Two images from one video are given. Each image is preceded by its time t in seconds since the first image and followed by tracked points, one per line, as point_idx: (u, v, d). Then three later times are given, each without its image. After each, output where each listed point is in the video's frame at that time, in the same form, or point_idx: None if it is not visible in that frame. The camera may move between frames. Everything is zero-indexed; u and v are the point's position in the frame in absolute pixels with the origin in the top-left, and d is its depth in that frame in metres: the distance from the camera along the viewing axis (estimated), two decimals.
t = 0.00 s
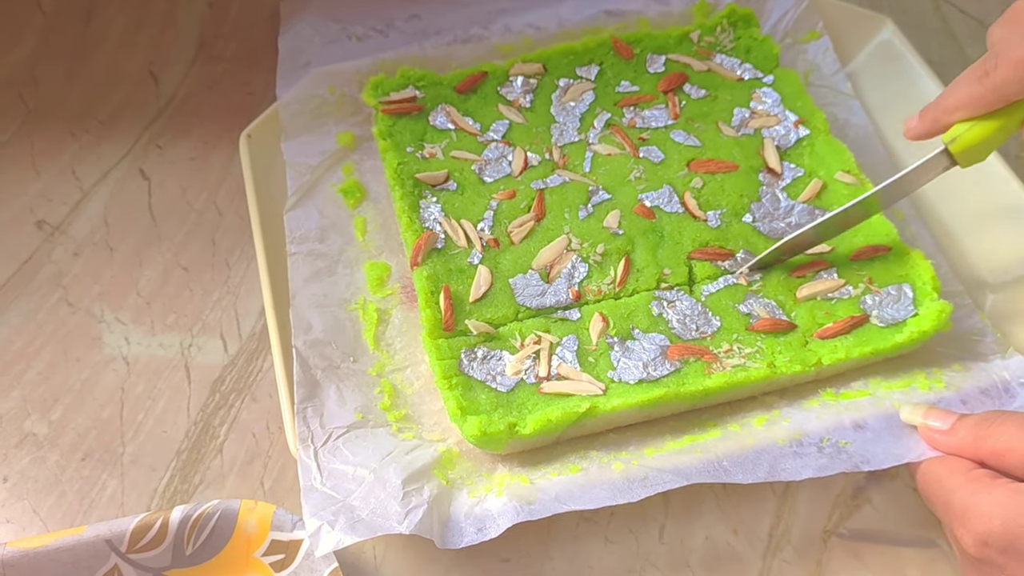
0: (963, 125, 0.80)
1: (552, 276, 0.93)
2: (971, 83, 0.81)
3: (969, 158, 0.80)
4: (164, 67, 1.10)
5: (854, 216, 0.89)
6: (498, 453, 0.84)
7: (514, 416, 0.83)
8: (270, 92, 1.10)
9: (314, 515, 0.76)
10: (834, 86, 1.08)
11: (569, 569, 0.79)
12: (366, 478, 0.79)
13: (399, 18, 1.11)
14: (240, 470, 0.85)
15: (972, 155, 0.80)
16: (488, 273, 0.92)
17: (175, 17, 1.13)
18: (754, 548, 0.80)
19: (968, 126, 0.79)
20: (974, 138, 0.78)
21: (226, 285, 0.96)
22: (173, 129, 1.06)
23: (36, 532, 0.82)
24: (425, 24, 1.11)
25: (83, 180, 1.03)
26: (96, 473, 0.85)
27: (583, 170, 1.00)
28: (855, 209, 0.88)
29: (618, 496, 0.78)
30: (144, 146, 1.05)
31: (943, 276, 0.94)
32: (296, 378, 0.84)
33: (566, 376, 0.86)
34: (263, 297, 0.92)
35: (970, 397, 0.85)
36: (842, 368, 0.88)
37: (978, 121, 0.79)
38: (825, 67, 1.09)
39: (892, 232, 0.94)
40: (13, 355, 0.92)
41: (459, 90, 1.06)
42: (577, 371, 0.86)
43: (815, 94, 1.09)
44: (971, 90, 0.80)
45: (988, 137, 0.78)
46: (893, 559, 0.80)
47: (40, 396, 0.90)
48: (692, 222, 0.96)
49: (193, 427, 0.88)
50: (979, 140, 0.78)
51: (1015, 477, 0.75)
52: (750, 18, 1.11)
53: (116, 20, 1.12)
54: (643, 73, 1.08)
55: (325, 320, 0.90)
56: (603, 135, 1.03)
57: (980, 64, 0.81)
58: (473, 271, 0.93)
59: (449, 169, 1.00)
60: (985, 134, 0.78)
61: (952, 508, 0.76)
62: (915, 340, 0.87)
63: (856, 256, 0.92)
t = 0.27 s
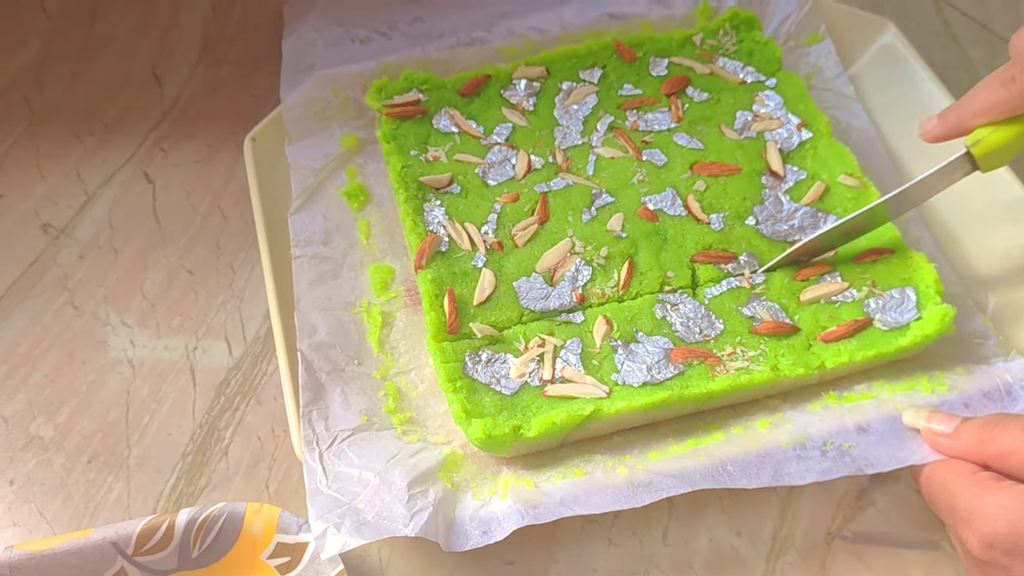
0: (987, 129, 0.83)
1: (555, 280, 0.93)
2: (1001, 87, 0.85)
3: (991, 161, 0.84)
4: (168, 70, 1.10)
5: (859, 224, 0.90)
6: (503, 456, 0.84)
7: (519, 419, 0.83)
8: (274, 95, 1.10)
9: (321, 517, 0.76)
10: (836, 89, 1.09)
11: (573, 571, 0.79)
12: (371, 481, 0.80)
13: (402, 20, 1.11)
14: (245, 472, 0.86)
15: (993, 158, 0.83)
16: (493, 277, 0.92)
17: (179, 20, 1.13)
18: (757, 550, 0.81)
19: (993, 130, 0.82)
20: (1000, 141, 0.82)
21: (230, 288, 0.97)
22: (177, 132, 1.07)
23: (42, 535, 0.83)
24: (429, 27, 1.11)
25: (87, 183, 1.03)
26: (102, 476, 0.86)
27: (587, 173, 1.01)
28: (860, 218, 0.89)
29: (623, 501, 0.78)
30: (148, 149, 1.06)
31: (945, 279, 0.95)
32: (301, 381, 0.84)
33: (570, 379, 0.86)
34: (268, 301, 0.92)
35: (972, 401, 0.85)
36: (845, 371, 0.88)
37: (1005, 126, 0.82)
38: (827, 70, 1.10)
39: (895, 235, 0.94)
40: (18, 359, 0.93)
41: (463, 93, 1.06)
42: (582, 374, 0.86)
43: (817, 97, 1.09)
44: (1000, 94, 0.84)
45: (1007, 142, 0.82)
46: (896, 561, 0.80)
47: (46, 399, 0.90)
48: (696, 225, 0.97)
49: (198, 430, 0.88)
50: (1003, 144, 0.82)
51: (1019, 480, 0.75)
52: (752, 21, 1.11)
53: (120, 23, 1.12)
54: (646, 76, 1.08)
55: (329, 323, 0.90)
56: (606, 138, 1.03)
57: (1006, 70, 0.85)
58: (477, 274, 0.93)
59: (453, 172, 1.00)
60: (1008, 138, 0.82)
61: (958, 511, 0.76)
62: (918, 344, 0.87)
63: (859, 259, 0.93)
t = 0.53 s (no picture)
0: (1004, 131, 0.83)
1: (556, 277, 0.93)
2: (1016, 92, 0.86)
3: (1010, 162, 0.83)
4: (168, 68, 1.10)
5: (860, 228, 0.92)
6: (503, 453, 0.84)
7: (519, 417, 0.83)
8: (274, 93, 1.10)
9: (320, 514, 0.76)
10: (837, 87, 1.08)
11: (573, 568, 0.79)
12: (371, 478, 0.79)
13: (402, 19, 1.11)
14: (245, 470, 0.86)
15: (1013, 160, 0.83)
16: (493, 274, 0.92)
17: (179, 18, 1.13)
18: (758, 548, 0.80)
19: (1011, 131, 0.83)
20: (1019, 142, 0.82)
21: (230, 286, 0.97)
22: (177, 130, 1.07)
23: (41, 533, 0.82)
24: (429, 26, 1.11)
25: (87, 181, 1.03)
26: (102, 473, 0.85)
27: (587, 171, 1.00)
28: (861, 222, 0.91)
29: (624, 501, 0.78)
30: (148, 147, 1.06)
31: (947, 277, 0.95)
32: (301, 379, 0.84)
33: (570, 377, 0.86)
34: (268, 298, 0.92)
35: (973, 398, 0.85)
36: (846, 368, 0.88)
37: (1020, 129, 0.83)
38: (828, 68, 1.09)
39: (896, 234, 0.94)
40: (18, 356, 0.92)
41: (463, 91, 1.06)
42: (582, 371, 0.86)
43: (817, 95, 1.09)
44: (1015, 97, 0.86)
45: None
46: (897, 559, 0.80)
47: (45, 396, 0.90)
48: (696, 223, 0.96)
49: (197, 428, 0.88)
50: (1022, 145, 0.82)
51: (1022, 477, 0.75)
52: (753, 19, 1.11)
53: (120, 22, 1.12)
54: (646, 74, 1.08)
55: (329, 321, 0.90)
56: (606, 136, 1.03)
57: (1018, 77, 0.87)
58: (477, 272, 0.93)
59: (453, 170, 1.00)
60: None
61: (960, 508, 0.76)
62: (919, 342, 0.87)
63: (860, 257, 0.93)
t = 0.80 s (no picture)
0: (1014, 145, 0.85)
1: (552, 277, 0.93)
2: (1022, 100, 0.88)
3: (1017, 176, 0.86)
4: (165, 69, 1.10)
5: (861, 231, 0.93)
6: (499, 453, 0.84)
7: (515, 417, 0.83)
8: (271, 94, 1.10)
9: (316, 513, 0.76)
10: (833, 87, 1.08)
11: (569, 568, 0.79)
12: (367, 478, 0.79)
13: (399, 20, 1.11)
14: (241, 470, 0.86)
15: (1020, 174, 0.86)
16: (489, 275, 0.92)
17: (177, 19, 1.13)
18: (753, 548, 0.81)
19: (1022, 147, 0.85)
20: None
21: (227, 286, 0.97)
22: (174, 130, 1.07)
23: (38, 533, 0.83)
24: (426, 26, 1.12)
25: (85, 181, 1.03)
26: (98, 473, 0.86)
27: (583, 171, 1.01)
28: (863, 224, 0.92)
29: (619, 503, 0.78)
30: (145, 148, 1.06)
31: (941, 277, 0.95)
32: (297, 379, 0.85)
33: (566, 376, 0.86)
34: (264, 299, 0.92)
35: (967, 398, 0.85)
36: (841, 369, 0.88)
37: None
38: (824, 68, 1.09)
39: (892, 234, 0.94)
40: (15, 357, 0.93)
41: (460, 92, 1.06)
42: (577, 372, 0.86)
43: (813, 95, 1.09)
44: None
45: None
46: (892, 559, 0.80)
47: (42, 396, 0.90)
48: (692, 223, 0.96)
49: (194, 428, 0.88)
50: None
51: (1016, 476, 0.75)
52: (749, 19, 1.11)
53: (117, 22, 1.12)
54: (643, 74, 1.08)
55: (326, 321, 0.90)
56: (602, 136, 1.03)
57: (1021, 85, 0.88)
58: (473, 272, 0.93)
59: (450, 170, 1.00)
60: None
61: (954, 508, 0.76)
62: (914, 343, 0.87)
63: (856, 258, 0.93)
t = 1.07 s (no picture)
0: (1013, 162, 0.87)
1: (550, 278, 0.93)
2: None
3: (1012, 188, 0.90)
4: (164, 69, 1.10)
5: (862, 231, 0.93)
6: (497, 453, 0.85)
7: (512, 417, 0.83)
8: (269, 94, 1.10)
9: (313, 514, 0.76)
10: (831, 88, 1.08)
11: (567, 569, 0.79)
12: (364, 478, 0.80)
13: (398, 20, 1.12)
14: (239, 470, 0.86)
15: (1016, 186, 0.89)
16: (487, 275, 0.92)
17: (176, 20, 1.13)
18: (751, 548, 0.81)
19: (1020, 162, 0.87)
20: None
21: (226, 287, 0.97)
22: (173, 131, 1.07)
23: (36, 533, 0.83)
24: (424, 27, 1.12)
25: (83, 182, 1.03)
26: (96, 473, 0.86)
27: (582, 172, 1.01)
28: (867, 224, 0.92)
29: (615, 495, 0.78)
30: (144, 148, 1.06)
31: (940, 278, 0.95)
32: (295, 379, 0.85)
33: (564, 377, 0.86)
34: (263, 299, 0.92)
35: (964, 398, 0.85)
36: (840, 369, 0.88)
37: None
38: (822, 69, 1.09)
39: (891, 235, 0.94)
40: (13, 357, 0.93)
41: (458, 93, 1.06)
42: (575, 372, 0.86)
43: (812, 96, 1.09)
44: None
45: None
46: (889, 559, 0.80)
47: (40, 397, 0.90)
48: (690, 224, 0.97)
49: (192, 428, 0.88)
50: None
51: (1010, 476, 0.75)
52: (748, 20, 1.11)
53: (116, 22, 1.12)
54: (641, 75, 1.08)
55: (324, 321, 0.90)
56: (601, 137, 1.03)
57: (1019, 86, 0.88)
58: (472, 272, 0.93)
59: (448, 171, 1.00)
60: None
61: (948, 507, 0.76)
62: (912, 344, 0.87)
63: (855, 259, 0.93)
